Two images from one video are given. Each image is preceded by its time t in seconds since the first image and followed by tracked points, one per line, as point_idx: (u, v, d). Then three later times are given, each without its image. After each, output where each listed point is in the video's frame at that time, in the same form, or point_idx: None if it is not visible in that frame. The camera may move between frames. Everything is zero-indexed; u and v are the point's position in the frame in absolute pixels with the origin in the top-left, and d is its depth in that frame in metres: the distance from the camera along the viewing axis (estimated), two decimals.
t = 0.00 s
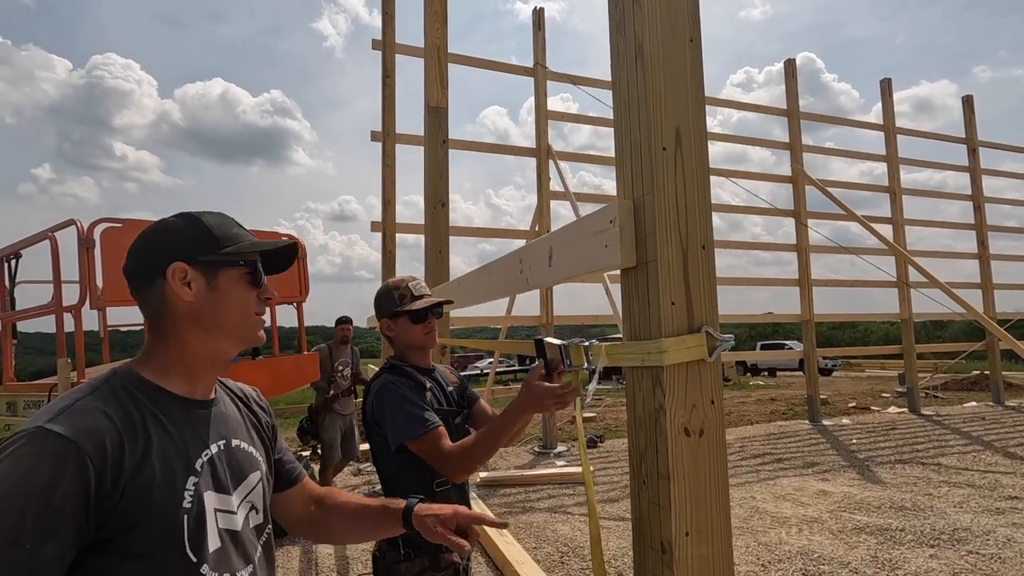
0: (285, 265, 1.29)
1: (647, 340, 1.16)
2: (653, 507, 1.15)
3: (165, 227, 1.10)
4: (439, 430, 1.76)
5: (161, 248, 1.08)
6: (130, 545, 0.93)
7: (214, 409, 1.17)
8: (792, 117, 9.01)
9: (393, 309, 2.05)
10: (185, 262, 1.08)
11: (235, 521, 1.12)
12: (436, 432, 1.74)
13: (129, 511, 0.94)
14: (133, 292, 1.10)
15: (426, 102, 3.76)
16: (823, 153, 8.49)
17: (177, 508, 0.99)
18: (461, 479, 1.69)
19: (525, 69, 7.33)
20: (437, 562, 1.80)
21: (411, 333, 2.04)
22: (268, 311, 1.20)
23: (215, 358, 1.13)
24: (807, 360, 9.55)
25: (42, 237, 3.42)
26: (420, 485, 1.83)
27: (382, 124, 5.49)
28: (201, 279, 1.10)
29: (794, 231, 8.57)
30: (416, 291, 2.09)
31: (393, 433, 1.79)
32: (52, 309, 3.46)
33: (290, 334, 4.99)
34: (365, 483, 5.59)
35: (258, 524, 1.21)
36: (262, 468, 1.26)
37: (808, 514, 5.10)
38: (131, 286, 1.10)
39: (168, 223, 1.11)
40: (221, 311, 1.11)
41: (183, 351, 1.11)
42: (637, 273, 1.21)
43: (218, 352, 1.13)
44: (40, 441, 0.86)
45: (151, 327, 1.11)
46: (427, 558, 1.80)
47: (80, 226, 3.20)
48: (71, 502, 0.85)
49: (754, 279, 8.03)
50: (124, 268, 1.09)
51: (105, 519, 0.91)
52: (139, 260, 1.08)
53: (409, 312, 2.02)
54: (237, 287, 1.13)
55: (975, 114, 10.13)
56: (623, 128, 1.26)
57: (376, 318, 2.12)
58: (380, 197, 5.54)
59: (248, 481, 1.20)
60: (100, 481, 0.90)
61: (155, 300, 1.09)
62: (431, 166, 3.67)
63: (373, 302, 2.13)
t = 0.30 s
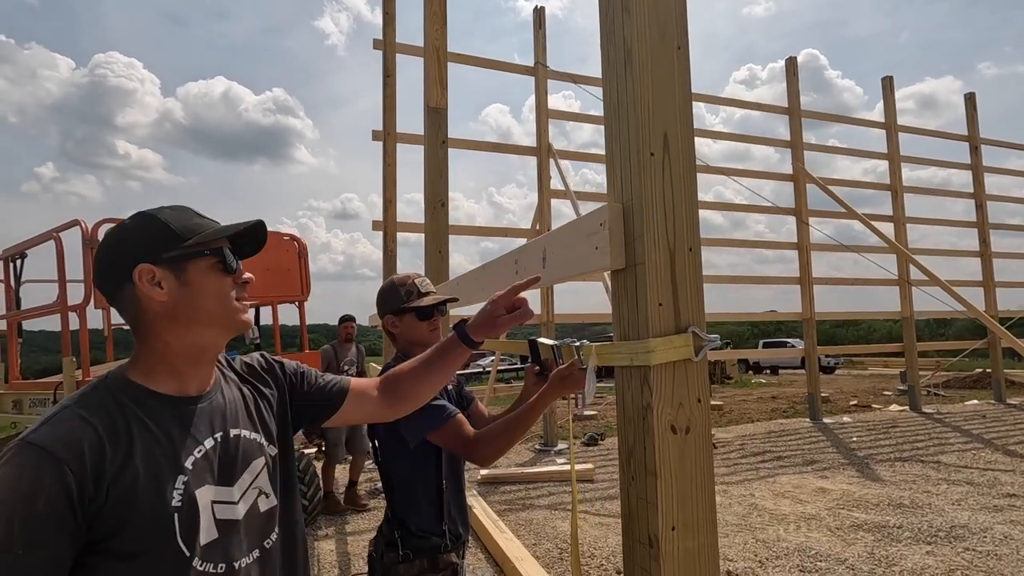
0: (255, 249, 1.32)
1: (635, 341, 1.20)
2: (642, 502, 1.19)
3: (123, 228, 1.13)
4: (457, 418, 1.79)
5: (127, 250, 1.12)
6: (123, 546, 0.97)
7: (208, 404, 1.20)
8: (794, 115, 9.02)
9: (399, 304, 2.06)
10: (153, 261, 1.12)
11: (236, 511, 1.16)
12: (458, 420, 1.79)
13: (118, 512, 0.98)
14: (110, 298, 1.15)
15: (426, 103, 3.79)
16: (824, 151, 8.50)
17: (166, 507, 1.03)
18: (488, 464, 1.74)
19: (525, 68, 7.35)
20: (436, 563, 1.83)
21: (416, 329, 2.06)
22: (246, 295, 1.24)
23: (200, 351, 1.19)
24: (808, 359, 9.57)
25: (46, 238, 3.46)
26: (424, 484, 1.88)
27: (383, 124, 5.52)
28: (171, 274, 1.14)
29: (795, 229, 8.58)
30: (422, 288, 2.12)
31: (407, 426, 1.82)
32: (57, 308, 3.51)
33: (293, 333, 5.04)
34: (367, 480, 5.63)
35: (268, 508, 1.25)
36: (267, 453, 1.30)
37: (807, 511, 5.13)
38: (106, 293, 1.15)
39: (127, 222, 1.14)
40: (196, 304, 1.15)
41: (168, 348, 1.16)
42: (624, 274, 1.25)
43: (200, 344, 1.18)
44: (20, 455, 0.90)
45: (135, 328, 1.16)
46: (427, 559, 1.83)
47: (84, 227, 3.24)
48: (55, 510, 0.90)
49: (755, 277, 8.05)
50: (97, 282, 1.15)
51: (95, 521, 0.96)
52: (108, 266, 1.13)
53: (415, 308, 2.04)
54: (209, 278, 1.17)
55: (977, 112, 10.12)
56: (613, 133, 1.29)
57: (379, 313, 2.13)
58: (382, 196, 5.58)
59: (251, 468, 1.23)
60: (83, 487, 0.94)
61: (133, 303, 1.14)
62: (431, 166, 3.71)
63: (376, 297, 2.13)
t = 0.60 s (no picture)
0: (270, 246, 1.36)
1: (629, 335, 1.25)
2: (636, 489, 1.24)
3: (141, 231, 1.17)
4: (463, 416, 1.85)
5: (148, 254, 1.17)
6: (158, 537, 1.06)
7: (231, 398, 1.24)
8: (794, 112, 9.04)
9: (406, 297, 2.11)
10: (176, 265, 1.17)
11: (265, 498, 1.21)
12: (464, 419, 1.84)
13: (149, 508, 1.05)
14: (135, 299, 1.20)
15: (428, 103, 3.84)
16: (824, 148, 8.53)
17: (194, 501, 1.09)
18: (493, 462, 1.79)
19: (527, 67, 7.39)
20: (442, 555, 1.87)
21: (423, 322, 2.12)
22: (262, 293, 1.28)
23: (219, 350, 1.24)
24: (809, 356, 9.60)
25: (55, 237, 3.52)
26: (432, 477, 1.93)
27: (385, 123, 5.57)
28: (193, 277, 1.19)
29: (796, 226, 8.61)
30: (429, 281, 2.15)
31: (418, 417, 1.87)
32: (66, 306, 3.57)
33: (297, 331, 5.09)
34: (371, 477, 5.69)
35: (299, 491, 1.30)
36: (294, 439, 1.33)
37: (806, 506, 5.18)
38: (131, 294, 1.20)
39: (146, 224, 1.18)
40: (215, 305, 1.20)
41: (191, 347, 1.21)
42: (618, 271, 1.30)
43: (220, 343, 1.23)
44: (56, 462, 0.99)
45: (160, 330, 1.22)
46: (434, 551, 1.87)
47: (92, 226, 3.30)
48: (91, 511, 0.98)
49: (756, 274, 8.08)
50: (121, 287, 1.21)
51: (131, 517, 1.04)
52: (130, 269, 1.18)
53: (422, 301, 2.10)
54: (226, 279, 1.22)
55: (979, 109, 10.13)
56: (607, 133, 1.34)
57: (383, 304, 2.17)
58: (384, 195, 5.63)
59: (277, 456, 1.27)
60: (115, 488, 1.02)
61: (157, 305, 1.19)
62: (433, 165, 3.75)
63: (380, 288, 2.16)
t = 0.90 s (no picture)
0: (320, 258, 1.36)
1: (628, 334, 1.27)
2: (636, 486, 1.25)
3: (202, 238, 1.18)
4: (462, 419, 1.86)
5: (207, 262, 1.18)
6: (199, 540, 1.09)
7: (274, 404, 1.25)
8: (796, 110, 9.04)
9: (409, 299, 2.12)
10: (234, 274, 1.18)
11: (301, 502, 1.23)
12: (463, 421, 1.86)
13: (192, 512, 1.08)
14: (189, 304, 1.22)
15: (429, 103, 3.85)
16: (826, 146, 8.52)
17: (236, 507, 1.12)
18: (490, 467, 1.82)
19: (528, 66, 7.40)
20: (449, 554, 1.88)
21: (427, 325, 2.13)
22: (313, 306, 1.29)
23: (266, 361, 1.24)
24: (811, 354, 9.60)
25: (60, 238, 3.55)
26: (436, 478, 1.94)
27: (387, 123, 5.59)
28: (249, 288, 1.20)
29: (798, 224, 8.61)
30: (433, 283, 2.16)
31: (418, 420, 1.87)
32: (71, 307, 3.59)
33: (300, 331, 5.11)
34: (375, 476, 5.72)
35: (330, 495, 1.31)
36: (329, 443, 1.35)
37: (809, 505, 5.18)
38: (186, 299, 1.21)
39: (207, 230, 1.19)
40: (268, 317, 1.22)
41: (239, 356, 1.22)
42: (622, 272, 1.31)
43: (268, 353, 1.24)
44: (105, 465, 1.00)
45: (210, 335, 1.23)
46: (440, 550, 1.88)
47: (97, 227, 3.32)
48: (138, 514, 1.01)
49: (758, 273, 8.08)
50: (173, 289, 1.22)
51: (175, 519, 1.07)
52: (186, 275, 1.19)
53: (426, 304, 2.11)
54: (280, 291, 1.23)
55: (982, 106, 10.10)
56: (607, 133, 1.35)
57: (386, 306, 2.18)
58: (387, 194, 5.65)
59: (313, 461, 1.29)
60: (161, 493, 1.04)
61: (211, 312, 1.21)
62: (435, 165, 3.76)
63: (384, 290, 2.18)
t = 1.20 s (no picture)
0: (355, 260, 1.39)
1: (623, 334, 1.28)
2: (630, 484, 1.27)
3: (252, 239, 1.19)
4: (448, 430, 1.87)
5: (255, 263, 1.18)
6: (233, 538, 1.10)
7: (307, 406, 1.27)
8: (797, 109, 9.03)
9: (403, 302, 2.14)
10: (281, 277, 1.19)
11: (327, 504, 1.25)
12: (445, 433, 1.86)
13: (228, 510, 1.09)
14: (231, 304, 1.22)
15: (429, 103, 3.87)
16: (826, 145, 8.51)
17: (270, 507, 1.14)
18: (469, 480, 1.82)
19: (528, 66, 7.41)
20: (451, 550, 1.90)
21: (422, 326, 2.15)
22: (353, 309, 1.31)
23: (303, 363, 1.26)
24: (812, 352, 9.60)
25: (63, 238, 3.57)
26: (435, 477, 1.96)
27: (387, 122, 5.60)
28: (294, 290, 1.21)
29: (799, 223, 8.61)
30: (426, 286, 2.18)
31: (412, 422, 1.87)
32: (74, 307, 3.61)
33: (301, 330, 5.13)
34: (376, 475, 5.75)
35: (355, 496, 1.34)
36: (357, 445, 1.38)
37: (809, 503, 5.19)
38: (228, 298, 1.22)
39: (256, 231, 1.20)
40: (312, 320, 1.24)
41: (279, 357, 1.23)
42: (619, 272, 1.32)
43: (306, 355, 1.26)
44: (148, 460, 1.01)
45: (249, 336, 1.23)
46: (441, 547, 1.90)
47: (99, 227, 3.34)
48: (177, 509, 1.02)
49: (759, 271, 8.08)
50: (215, 288, 1.22)
51: (211, 516, 1.08)
52: (232, 274, 1.19)
53: (421, 306, 2.13)
54: (325, 294, 1.25)
55: (984, 104, 10.08)
56: (603, 136, 1.37)
57: (382, 311, 2.21)
58: (387, 194, 5.66)
59: (340, 462, 1.31)
60: (201, 490, 1.06)
61: (255, 313, 1.21)
62: (435, 165, 3.78)
63: (378, 294, 2.20)
